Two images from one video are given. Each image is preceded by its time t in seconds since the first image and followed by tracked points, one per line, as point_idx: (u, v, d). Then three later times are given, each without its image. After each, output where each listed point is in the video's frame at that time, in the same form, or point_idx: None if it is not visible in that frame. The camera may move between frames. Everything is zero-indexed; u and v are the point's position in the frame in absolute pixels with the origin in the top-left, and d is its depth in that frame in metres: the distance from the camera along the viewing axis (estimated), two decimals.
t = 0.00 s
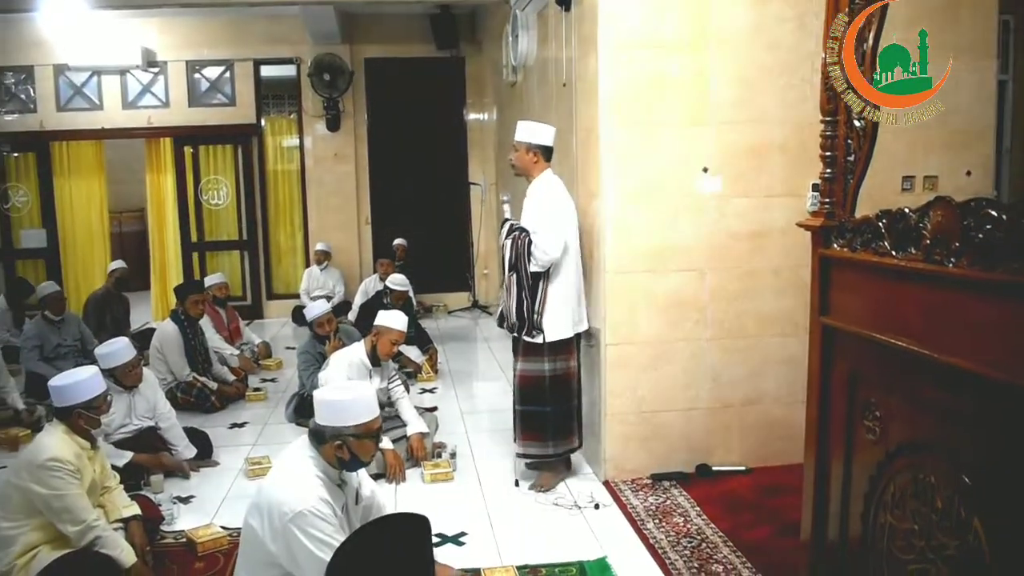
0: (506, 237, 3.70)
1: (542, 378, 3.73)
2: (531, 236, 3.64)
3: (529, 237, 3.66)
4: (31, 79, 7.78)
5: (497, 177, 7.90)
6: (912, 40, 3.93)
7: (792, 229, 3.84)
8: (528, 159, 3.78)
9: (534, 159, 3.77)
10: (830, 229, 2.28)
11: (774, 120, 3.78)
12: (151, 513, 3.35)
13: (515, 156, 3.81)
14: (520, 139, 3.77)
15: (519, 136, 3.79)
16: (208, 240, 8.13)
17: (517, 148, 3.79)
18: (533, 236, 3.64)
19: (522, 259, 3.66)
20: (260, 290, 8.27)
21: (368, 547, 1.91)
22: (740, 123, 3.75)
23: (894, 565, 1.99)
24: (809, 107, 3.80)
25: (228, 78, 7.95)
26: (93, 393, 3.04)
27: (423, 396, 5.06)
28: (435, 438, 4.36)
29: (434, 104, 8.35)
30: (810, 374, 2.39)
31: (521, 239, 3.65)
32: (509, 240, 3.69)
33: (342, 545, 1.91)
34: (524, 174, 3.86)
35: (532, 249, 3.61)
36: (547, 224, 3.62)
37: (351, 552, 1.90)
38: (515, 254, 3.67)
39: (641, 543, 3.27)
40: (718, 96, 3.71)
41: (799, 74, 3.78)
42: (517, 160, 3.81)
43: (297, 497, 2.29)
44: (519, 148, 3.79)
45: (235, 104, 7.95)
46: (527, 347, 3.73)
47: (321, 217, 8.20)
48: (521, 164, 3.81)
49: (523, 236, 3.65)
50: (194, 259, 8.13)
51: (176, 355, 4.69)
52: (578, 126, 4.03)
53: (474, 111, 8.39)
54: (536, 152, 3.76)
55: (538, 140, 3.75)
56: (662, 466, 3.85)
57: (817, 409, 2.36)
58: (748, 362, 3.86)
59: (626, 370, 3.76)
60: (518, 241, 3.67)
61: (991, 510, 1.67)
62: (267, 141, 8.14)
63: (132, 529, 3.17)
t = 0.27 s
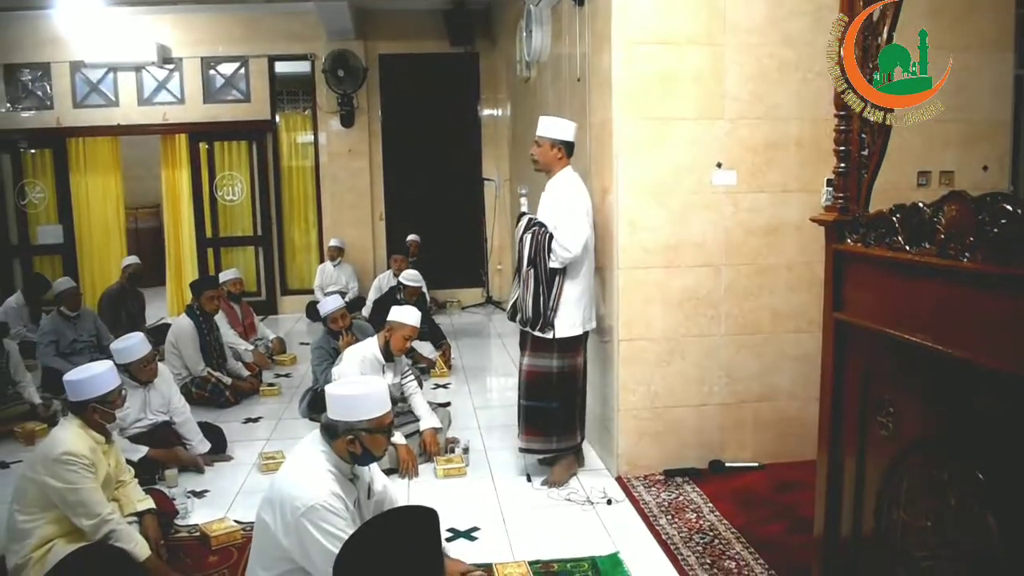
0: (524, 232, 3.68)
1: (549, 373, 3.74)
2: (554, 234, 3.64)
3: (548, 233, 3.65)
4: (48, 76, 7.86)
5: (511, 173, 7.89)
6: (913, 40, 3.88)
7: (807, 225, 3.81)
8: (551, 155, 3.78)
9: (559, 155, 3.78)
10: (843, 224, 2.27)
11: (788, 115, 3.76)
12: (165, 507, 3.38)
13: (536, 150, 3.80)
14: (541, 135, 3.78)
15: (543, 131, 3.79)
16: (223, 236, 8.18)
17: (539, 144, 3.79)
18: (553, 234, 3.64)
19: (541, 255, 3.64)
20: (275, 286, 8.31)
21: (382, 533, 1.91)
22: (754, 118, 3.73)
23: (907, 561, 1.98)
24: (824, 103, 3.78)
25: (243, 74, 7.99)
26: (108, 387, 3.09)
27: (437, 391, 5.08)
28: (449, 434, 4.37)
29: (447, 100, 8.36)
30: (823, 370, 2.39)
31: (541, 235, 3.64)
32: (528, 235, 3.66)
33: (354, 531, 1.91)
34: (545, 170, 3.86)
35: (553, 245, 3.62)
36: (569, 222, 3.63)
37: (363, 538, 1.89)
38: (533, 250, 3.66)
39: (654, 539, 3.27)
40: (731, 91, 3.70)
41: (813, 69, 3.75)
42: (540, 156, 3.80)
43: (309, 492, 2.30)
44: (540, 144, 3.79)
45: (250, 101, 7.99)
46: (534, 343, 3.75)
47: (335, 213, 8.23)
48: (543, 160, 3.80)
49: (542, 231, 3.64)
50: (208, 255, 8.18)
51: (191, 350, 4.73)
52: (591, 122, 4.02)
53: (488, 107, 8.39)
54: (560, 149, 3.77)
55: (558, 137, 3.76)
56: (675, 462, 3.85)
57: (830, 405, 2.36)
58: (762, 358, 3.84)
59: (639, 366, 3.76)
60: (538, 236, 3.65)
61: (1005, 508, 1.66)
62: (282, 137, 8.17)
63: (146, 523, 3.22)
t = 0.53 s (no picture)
0: (543, 226, 3.64)
1: (561, 368, 3.73)
2: (575, 231, 3.59)
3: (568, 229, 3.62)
4: (64, 71, 7.91)
5: (524, 167, 7.88)
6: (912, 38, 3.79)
7: (821, 220, 3.79)
8: (573, 151, 3.76)
9: (580, 150, 3.77)
10: (857, 218, 2.25)
11: (802, 109, 3.73)
12: (179, 499, 3.41)
13: (555, 144, 3.77)
14: (561, 129, 3.75)
15: (562, 126, 3.76)
16: (238, 231, 8.24)
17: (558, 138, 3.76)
18: (573, 229, 3.61)
19: (559, 251, 3.61)
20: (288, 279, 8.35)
21: (380, 517, 1.97)
22: (767, 113, 3.71)
23: (920, 558, 1.97)
24: (839, 98, 3.75)
25: (257, 69, 8.01)
26: (121, 380, 3.10)
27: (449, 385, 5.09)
28: (460, 428, 4.38)
29: (461, 94, 8.35)
30: (836, 366, 2.37)
31: (561, 230, 3.60)
32: (547, 230, 3.63)
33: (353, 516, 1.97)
34: (562, 164, 3.83)
35: (573, 242, 3.58)
36: (586, 217, 3.60)
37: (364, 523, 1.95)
38: (553, 245, 3.62)
39: (665, 535, 3.26)
40: (745, 85, 3.67)
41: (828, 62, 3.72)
42: (559, 151, 3.77)
43: (320, 484, 2.31)
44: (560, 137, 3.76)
45: (264, 96, 8.01)
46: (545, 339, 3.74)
47: (349, 207, 8.25)
48: (562, 154, 3.77)
49: (561, 226, 3.60)
50: (223, 249, 8.23)
51: (205, 343, 4.75)
52: (604, 116, 4.01)
53: (501, 101, 8.38)
54: (581, 143, 3.75)
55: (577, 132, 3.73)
56: (687, 458, 3.84)
57: (842, 401, 2.34)
58: (775, 354, 3.82)
59: (651, 361, 3.74)
60: (558, 230, 3.60)
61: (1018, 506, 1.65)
62: (296, 132, 8.21)
63: (159, 514, 3.25)
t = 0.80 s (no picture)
0: (560, 224, 3.63)
1: (579, 367, 3.73)
2: (593, 228, 3.60)
3: (586, 226, 3.61)
4: (82, 65, 7.98)
5: (538, 164, 7.87)
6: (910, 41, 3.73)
7: (837, 218, 3.75)
8: (589, 148, 3.74)
9: (596, 147, 3.76)
10: (871, 216, 2.23)
11: (819, 106, 3.70)
12: (191, 492, 3.43)
13: (572, 140, 3.74)
14: (576, 126, 3.74)
15: (580, 123, 3.73)
16: (251, 224, 8.25)
17: (576, 134, 3.73)
18: (591, 226, 3.61)
19: (577, 248, 3.60)
20: (302, 275, 8.38)
21: (376, 501, 2.12)
22: (782, 110, 3.68)
23: (933, 559, 1.95)
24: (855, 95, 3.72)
25: (273, 64, 8.05)
26: (134, 372, 3.11)
27: (462, 381, 5.09)
28: (472, 424, 4.38)
29: (476, 90, 8.35)
30: (849, 365, 2.35)
31: (579, 228, 3.59)
32: (565, 227, 3.62)
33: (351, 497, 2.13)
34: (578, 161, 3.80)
35: (591, 239, 3.57)
36: (606, 214, 3.59)
37: (360, 502, 2.11)
38: (571, 242, 3.60)
39: (676, 533, 3.24)
40: (761, 82, 3.65)
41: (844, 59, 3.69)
42: (576, 147, 3.74)
43: (331, 479, 2.31)
44: (577, 134, 3.74)
45: (280, 91, 8.05)
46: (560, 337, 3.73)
47: (363, 203, 8.27)
48: (579, 151, 3.75)
49: (580, 224, 3.60)
50: (238, 244, 8.22)
51: (219, 337, 4.78)
52: (619, 113, 4.00)
53: (516, 98, 8.37)
54: (598, 140, 3.73)
55: (593, 128, 3.72)
56: (699, 457, 3.82)
57: (856, 400, 2.32)
58: (789, 353, 3.80)
59: (663, 359, 3.73)
60: (576, 228, 3.60)
61: None
62: (311, 128, 8.22)
63: (172, 507, 3.27)
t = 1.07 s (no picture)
0: (575, 221, 3.59)
1: (594, 366, 3.70)
2: (609, 225, 3.58)
3: (601, 223, 3.59)
4: (97, 62, 8.02)
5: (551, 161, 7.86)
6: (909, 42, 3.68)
7: (851, 215, 3.72)
8: (602, 144, 3.72)
9: (609, 144, 3.74)
10: (884, 213, 2.20)
11: (833, 102, 3.67)
12: (203, 487, 3.45)
13: (585, 137, 3.73)
14: (588, 122, 3.72)
15: (593, 118, 3.72)
16: (264, 222, 8.28)
17: (589, 131, 3.72)
18: (606, 223, 3.59)
19: (592, 245, 3.57)
20: (315, 271, 8.41)
21: (367, 491, 2.12)
22: (796, 106, 3.65)
23: (945, 559, 1.92)
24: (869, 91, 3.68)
25: (286, 61, 8.07)
26: (147, 367, 3.13)
27: (473, 378, 5.09)
28: (483, 421, 4.38)
29: (489, 87, 8.34)
30: (861, 363, 2.32)
31: (595, 225, 3.57)
32: (580, 224, 3.58)
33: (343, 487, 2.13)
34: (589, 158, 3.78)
35: (608, 236, 3.56)
36: (623, 209, 3.57)
37: (351, 494, 2.11)
38: (587, 239, 3.57)
39: (687, 531, 3.23)
40: (775, 78, 3.62)
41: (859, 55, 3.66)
42: (588, 143, 3.72)
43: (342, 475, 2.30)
44: (590, 130, 3.72)
45: (293, 88, 8.07)
46: (572, 337, 3.70)
47: (376, 199, 8.28)
48: (591, 148, 3.72)
49: (596, 221, 3.57)
50: (251, 240, 8.28)
51: (232, 332, 4.79)
52: (631, 109, 3.97)
53: (529, 95, 8.36)
54: (611, 136, 3.72)
55: (606, 124, 3.70)
56: (711, 454, 3.80)
57: (867, 399, 2.29)
58: (801, 351, 3.77)
59: (675, 356, 3.71)
60: (591, 224, 3.57)
61: None
62: (325, 125, 8.23)
63: (183, 502, 3.29)
